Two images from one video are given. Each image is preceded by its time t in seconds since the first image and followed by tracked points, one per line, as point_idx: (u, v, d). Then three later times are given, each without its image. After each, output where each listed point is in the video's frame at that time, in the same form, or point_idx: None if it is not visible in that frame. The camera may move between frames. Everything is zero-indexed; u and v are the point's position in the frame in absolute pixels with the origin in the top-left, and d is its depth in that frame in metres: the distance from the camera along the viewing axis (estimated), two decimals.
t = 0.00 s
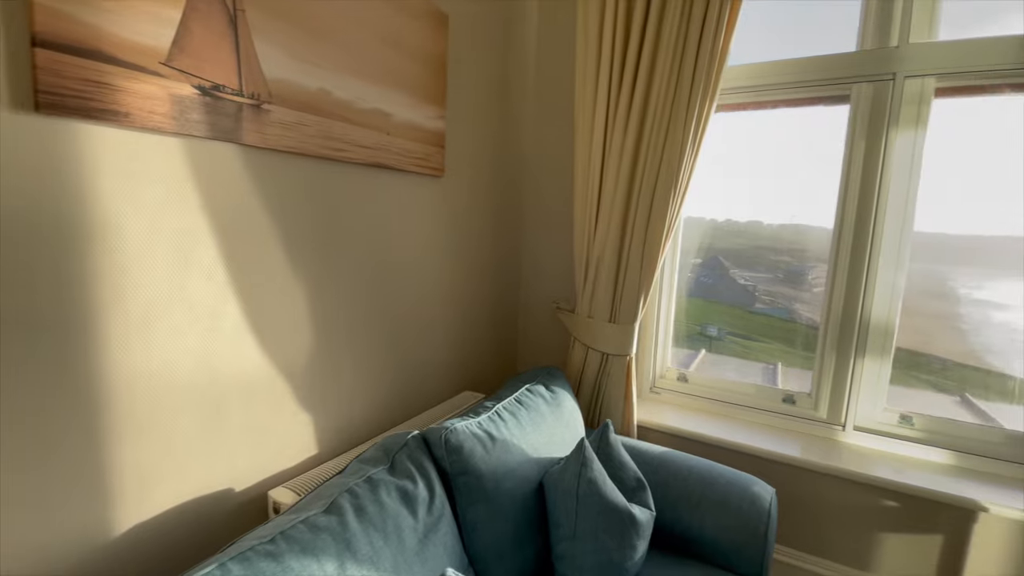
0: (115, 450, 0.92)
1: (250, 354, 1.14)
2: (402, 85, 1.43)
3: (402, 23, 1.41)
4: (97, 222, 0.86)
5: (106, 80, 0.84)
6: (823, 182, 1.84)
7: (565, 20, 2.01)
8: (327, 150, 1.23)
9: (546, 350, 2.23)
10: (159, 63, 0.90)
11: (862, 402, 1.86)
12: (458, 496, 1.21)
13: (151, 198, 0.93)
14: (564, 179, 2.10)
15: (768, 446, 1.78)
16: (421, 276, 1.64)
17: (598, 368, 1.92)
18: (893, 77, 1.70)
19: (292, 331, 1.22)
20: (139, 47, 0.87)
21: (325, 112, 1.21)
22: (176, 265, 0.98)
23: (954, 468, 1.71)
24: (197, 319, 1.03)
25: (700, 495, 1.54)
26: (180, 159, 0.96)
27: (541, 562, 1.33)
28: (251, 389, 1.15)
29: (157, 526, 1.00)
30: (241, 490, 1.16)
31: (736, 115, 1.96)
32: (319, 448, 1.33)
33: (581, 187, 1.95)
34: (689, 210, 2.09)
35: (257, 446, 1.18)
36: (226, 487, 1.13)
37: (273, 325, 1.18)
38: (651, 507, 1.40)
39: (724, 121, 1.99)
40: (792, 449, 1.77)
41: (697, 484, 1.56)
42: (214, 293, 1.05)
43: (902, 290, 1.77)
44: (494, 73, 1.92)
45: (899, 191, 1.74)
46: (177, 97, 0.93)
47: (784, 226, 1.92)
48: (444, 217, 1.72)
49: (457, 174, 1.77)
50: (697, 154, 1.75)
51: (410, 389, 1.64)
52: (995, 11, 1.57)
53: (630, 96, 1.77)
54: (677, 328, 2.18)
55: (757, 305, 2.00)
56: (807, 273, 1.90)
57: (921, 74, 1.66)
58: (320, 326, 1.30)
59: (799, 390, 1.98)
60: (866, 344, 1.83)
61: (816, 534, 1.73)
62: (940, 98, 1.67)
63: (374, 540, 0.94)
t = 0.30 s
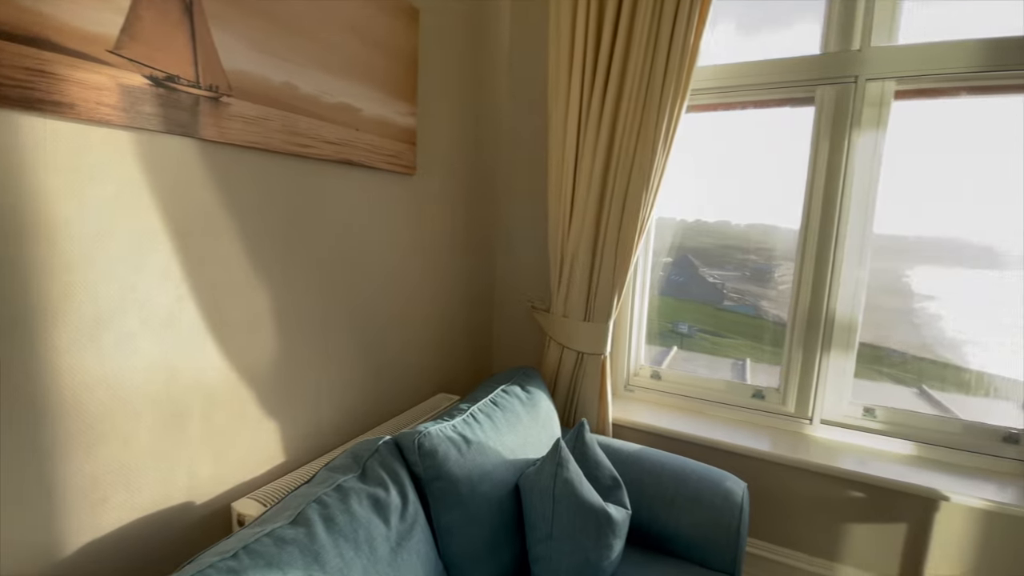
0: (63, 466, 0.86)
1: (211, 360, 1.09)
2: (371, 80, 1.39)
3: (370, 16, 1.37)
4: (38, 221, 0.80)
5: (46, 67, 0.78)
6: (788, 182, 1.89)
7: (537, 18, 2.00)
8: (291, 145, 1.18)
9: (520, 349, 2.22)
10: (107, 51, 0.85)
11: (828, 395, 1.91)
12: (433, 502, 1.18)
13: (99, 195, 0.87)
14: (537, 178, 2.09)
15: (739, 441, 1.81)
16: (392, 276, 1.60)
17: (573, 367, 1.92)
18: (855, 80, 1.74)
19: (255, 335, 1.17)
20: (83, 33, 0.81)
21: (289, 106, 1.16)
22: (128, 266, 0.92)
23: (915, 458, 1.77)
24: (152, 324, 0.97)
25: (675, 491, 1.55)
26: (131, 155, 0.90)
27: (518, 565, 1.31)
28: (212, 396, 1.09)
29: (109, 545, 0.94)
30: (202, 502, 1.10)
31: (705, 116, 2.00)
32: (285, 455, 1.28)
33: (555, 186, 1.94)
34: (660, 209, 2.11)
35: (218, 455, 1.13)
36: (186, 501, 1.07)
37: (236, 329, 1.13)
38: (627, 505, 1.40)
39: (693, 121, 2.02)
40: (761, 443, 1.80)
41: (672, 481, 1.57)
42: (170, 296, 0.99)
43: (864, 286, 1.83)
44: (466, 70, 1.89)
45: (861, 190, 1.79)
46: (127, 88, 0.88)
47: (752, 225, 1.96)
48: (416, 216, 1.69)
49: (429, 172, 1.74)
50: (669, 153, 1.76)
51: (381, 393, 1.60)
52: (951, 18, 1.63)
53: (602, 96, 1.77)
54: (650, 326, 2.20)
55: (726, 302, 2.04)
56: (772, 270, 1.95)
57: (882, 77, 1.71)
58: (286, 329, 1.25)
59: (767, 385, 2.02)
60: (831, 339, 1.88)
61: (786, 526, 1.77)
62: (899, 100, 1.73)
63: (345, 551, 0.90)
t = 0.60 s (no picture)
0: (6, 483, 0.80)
1: (169, 366, 1.04)
2: (337, 74, 1.35)
3: (336, 9, 1.33)
4: None
5: None
6: (753, 182, 1.94)
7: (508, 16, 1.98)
8: (254, 141, 1.14)
9: (494, 349, 2.21)
10: (50, 40, 0.79)
11: (793, 389, 1.97)
12: (405, 507, 1.16)
13: (42, 192, 0.81)
14: (510, 176, 2.08)
15: (710, 436, 1.84)
16: (362, 276, 1.57)
17: (548, 366, 1.91)
18: (818, 82, 1.79)
19: (217, 338, 1.13)
20: (21, 19, 0.76)
21: (250, 100, 1.12)
22: (75, 268, 0.87)
23: (877, 448, 1.83)
24: (103, 329, 0.92)
25: (648, 487, 1.56)
26: (77, 149, 0.85)
27: (493, 567, 1.30)
28: (170, 404, 1.05)
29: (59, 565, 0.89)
30: (162, 515, 1.05)
31: (675, 117, 2.03)
32: (250, 463, 1.24)
33: (528, 185, 1.93)
34: (632, 208, 2.13)
35: (179, 465, 1.08)
36: (144, 514, 1.02)
37: (196, 333, 1.08)
38: (601, 502, 1.40)
39: (663, 121, 2.05)
40: (731, 437, 1.84)
41: (645, 477, 1.59)
42: (123, 300, 0.94)
43: (827, 282, 1.89)
44: (437, 66, 1.87)
45: (823, 189, 1.85)
46: (73, 79, 0.83)
47: (720, 224, 2.00)
48: (386, 214, 1.65)
49: (400, 169, 1.70)
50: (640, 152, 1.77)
51: (352, 396, 1.57)
52: (906, 23, 1.70)
53: (574, 95, 1.77)
54: (623, 323, 2.22)
55: (695, 299, 2.08)
56: (739, 268, 1.99)
57: (842, 80, 1.76)
58: (250, 331, 1.20)
59: (736, 380, 2.07)
60: (796, 335, 1.93)
61: (755, 517, 1.81)
62: (859, 103, 1.79)
63: (313, 561, 0.88)
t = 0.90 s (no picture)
0: None
1: (129, 370, 0.99)
2: (305, 67, 1.31)
3: None
4: None
5: None
6: (722, 180, 1.98)
7: (480, 11, 1.96)
8: (217, 135, 1.09)
9: (470, 347, 2.19)
10: None
11: (763, 382, 2.02)
12: (381, 510, 1.14)
13: None
14: (484, 173, 2.06)
15: (683, 429, 1.88)
16: (333, 274, 1.53)
17: (524, 364, 1.91)
18: (784, 82, 1.84)
19: (180, 341, 1.08)
20: None
21: (213, 92, 1.07)
22: (22, 268, 0.81)
23: (843, 437, 1.90)
24: (55, 333, 0.86)
25: (625, 482, 1.58)
26: (23, 142, 0.80)
27: (471, 567, 1.29)
28: (130, 410, 1.00)
29: None
30: (122, 527, 1.00)
31: (647, 116, 2.06)
32: (218, 469, 1.19)
33: (502, 183, 1.91)
34: (606, 205, 2.15)
35: (140, 475, 1.03)
36: (103, 527, 0.97)
37: (157, 336, 1.03)
38: (579, 499, 1.41)
39: (636, 120, 2.07)
40: (703, 430, 1.88)
41: (621, 471, 1.60)
42: (77, 301, 0.89)
43: (793, 278, 1.94)
44: (409, 61, 1.83)
45: (790, 187, 1.90)
46: (18, 67, 0.77)
47: (690, 222, 2.04)
48: (358, 212, 1.62)
49: (371, 166, 1.67)
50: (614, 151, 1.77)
51: (324, 397, 1.53)
52: (867, 27, 1.75)
53: (548, 92, 1.76)
54: (597, 320, 2.24)
55: (666, 295, 2.12)
56: (708, 265, 2.04)
57: (808, 81, 1.81)
58: (215, 334, 1.16)
59: (708, 374, 2.11)
60: (765, 329, 1.98)
61: (728, 508, 1.85)
62: (823, 104, 1.84)
63: (285, 570, 0.85)
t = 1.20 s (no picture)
0: None
1: (86, 376, 0.93)
2: (272, 60, 1.27)
3: None
4: None
5: None
6: (693, 178, 2.01)
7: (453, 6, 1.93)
8: (179, 129, 1.04)
9: (447, 345, 2.17)
10: None
11: (735, 375, 2.07)
12: (356, 514, 1.11)
13: None
14: (459, 170, 2.04)
15: (658, 423, 1.91)
16: (305, 273, 1.49)
17: (501, 362, 1.90)
18: (753, 82, 1.88)
19: (142, 344, 1.03)
20: None
21: (175, 83, 1.03)
22: None
23: (810, 427, 1.96)
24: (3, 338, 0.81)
25: (601, 477, 1.59)
26: None
27: (450, 568, 1.27)
28: (88, 419, 0.95)
29: None
30: (83, 541, 0.95)
31: (620, 114, 2.08)
32: (184, 476, 1.15)
33: (478, 180, 1.89)
34: (581, 203, 2.16)
35: (101, 486, 0.98)
36: (62, 542, 0.92)
37: (116, 339, 0.98)
38: (557, 495, 1.41)
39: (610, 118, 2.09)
40: (678, 424, 1.91)
41: (598, 467, 1.61)
42: (27, 304, 0.84)
43: (762, 273, 1.99)
44: (381, 55, 1.80)
45: (759, 185, 1.94)
46: None
47: (662, 219, 2.07)
48: (330, 209, 1.58)
49: (343, 162, 1.63)
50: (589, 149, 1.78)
51: (297, 399, 1.49)
52: (830, 31, 1.81)
53: (523, 90, 1.75)
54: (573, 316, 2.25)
55: (639, 291, 2.14)
56: (679, 262, 2.07)
57: (775, 81, 1.85)
58: (179, 336, 1.11)
59: (681, 369, 2.14)
60: (736, 324, 2.02)
61: (702, 499, 1.89)
62: (790, 104, 1.89)
63: None
